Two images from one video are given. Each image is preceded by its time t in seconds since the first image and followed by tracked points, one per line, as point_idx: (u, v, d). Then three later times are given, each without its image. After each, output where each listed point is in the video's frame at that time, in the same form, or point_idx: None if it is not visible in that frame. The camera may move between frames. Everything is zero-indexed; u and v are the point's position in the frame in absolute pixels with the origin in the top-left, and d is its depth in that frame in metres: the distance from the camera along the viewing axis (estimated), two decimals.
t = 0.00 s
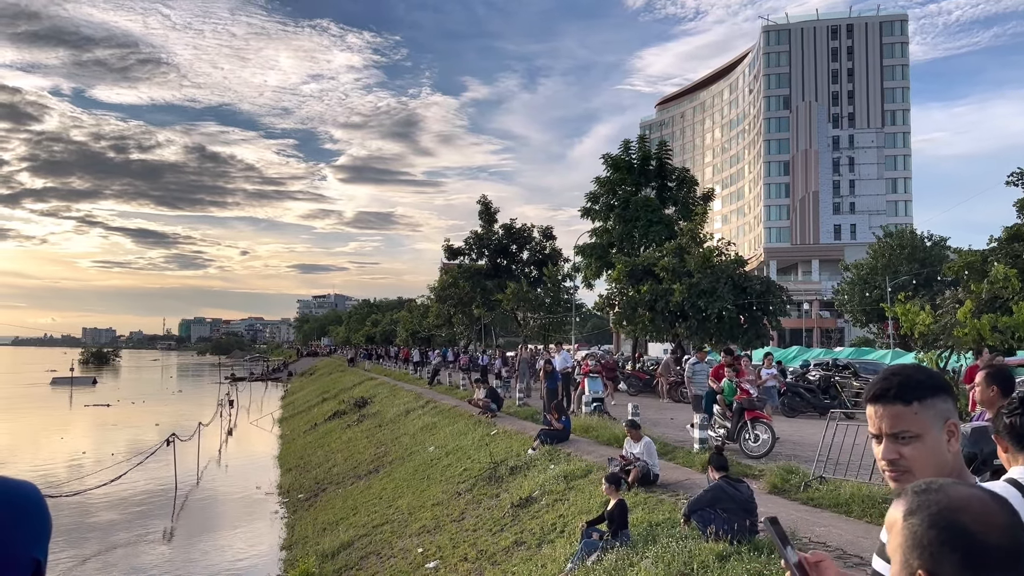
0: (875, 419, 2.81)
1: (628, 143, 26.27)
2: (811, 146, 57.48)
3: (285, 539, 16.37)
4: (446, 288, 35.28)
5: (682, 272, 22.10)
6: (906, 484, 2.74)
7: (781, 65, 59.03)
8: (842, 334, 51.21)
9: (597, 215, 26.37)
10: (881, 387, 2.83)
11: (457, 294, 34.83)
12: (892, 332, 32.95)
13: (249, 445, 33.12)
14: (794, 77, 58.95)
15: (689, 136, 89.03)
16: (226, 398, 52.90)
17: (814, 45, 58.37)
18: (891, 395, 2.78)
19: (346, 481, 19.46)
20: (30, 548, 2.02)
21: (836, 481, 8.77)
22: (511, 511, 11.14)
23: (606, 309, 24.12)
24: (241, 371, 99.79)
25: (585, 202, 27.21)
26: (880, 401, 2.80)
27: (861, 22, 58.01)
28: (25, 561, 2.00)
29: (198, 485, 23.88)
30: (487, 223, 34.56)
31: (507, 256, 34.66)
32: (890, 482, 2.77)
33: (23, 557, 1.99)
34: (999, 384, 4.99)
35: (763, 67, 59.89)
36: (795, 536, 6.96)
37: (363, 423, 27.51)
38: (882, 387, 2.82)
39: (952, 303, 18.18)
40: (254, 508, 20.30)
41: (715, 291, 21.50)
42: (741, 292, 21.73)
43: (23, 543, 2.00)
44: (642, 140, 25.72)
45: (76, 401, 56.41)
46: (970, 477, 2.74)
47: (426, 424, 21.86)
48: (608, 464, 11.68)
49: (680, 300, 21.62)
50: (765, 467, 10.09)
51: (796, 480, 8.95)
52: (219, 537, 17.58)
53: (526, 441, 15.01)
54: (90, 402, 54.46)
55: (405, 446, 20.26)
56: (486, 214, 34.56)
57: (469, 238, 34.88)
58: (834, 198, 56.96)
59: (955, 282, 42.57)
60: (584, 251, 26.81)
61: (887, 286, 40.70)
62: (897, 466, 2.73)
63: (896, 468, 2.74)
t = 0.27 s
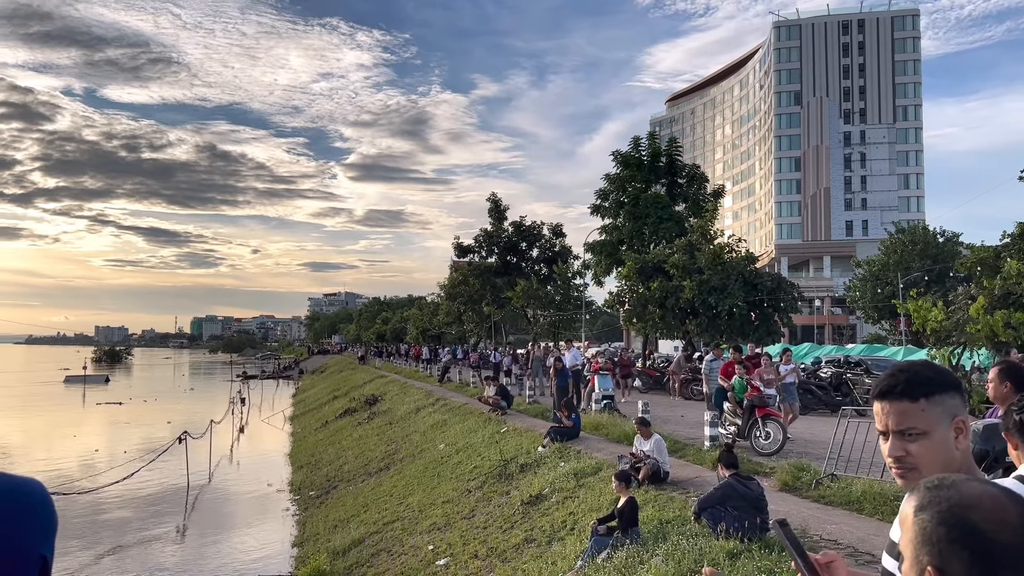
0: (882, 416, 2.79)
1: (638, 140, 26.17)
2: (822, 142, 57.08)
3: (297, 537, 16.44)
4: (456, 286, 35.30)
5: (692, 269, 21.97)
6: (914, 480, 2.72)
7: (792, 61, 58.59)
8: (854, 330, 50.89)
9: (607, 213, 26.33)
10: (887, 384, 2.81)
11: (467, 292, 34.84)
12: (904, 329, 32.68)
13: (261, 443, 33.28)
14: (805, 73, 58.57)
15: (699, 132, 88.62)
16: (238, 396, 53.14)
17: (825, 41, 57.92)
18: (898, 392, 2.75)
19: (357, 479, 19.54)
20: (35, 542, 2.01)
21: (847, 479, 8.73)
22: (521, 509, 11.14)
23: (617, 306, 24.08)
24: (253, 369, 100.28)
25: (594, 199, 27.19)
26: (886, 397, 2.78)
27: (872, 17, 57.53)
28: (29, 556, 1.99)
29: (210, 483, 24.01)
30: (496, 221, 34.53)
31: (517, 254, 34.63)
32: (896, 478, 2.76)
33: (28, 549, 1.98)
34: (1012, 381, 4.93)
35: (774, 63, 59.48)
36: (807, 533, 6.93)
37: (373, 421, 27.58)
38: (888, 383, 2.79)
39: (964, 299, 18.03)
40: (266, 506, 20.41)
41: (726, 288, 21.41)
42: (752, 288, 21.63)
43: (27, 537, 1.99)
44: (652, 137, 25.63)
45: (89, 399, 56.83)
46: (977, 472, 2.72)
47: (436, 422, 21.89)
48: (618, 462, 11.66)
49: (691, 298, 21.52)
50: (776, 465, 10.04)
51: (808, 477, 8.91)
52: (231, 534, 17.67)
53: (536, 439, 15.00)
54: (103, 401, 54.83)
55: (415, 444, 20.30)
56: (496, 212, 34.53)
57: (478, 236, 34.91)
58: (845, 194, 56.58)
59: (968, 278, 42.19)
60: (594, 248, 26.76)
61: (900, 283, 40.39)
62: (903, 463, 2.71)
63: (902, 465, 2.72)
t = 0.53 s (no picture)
0: (892, 410, 2.76)
1: (652, 135, 26.04)
2: (838, 136, 56.53)
3: (312, 532, 16.53)
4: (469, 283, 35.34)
5: (707, 264, 21.83)
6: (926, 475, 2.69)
7: (807, 55, 58.00)
8: (871, 326, 50.44)
9: (621, 208, 26.23)
10: (899, 378, 2.78)
11: (481, 288, 34.86)
12: (921, 324, 32.39)
13: (276, 439, 33.51)
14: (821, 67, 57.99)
15: (713, 127, 88.04)
16: (254, 392, 53.52)
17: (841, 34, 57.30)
18: (909, 385, 2.72)
19: (372, 475, 19.62)
20: (59, 533, 1.98)
21: (863, 475, 8.64)
22: (536, 504, 11.14)
23: (630, 302, 24.01)
24: (269, 366, 100.95)
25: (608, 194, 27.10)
26: (897, 391, 2.75)
27: (888, 10, 56.86)
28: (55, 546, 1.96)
29: (226, 479, 24.20)
30: (510, 217, 34.50)
31: (530, 250, 34.58)
32: (908, 473, 2.72)
33: (55, 542, 1.96)
34: None
35: (788, 57, 58.91)
36: (822, 530, 6.88)
37: (387, 417, 27.67)
38: (898, 377, 2.77)
39: (981, 294, 17.83)
40: (282, 501, 20.55)
41: (741, 284, 21.29)
42: (767, 284, 21.50)
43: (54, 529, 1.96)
44: (666, 132, 25.49)
45: (107, 396, 57.39)
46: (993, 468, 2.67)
47: (450, 418, 21.93)
48: (632, 458, 11.62)
49: (705, 293, 21.40)
50: (791, 461, 9.98)
51: (824, 474, 8.84)
52: (248, 529, 17.79)
53: (550, 435, 14.99)
54: (121, 397, 55.38)
55: (430, 440, 20.36)
56: (509, 208, 34.49)
57: (492, 232, 34.88)
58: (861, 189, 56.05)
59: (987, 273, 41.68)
60: (607, 244, 26.69)
61: (916, 277, 39.96)
62: (915, 458, 2.69)
63: (914, 459, 2.69)
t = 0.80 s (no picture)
0: (909, 399, 2.74)
1: (671, 129, 25.89)
2: (859, 129, 55.81)
3: (333, 526, 16.69)
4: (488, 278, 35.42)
5: (726, 259, 21.68)
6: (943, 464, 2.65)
7: (828, 47, 57.24)
8: (893, 321, 49.87)
9: (639, 203, 26.14)
10: (915, 366, 2.76)
11: (499, 284, 34.92)
12: (944, 319, 31.98)
13: (297, 434, 33.84)
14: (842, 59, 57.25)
15: (733, 121, 87.32)
16: (275, 387, 54.06)
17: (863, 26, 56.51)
18: (925, 374, 2.70)
19: (392, 469, 19.76)
20: (80, 514, 2.11)
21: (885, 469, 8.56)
22: (554, 498, 11.16)
23: (649, 296, 23.96)
24: (289, 361, 101.83)
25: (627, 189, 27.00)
26: (913, 380, 2.73)
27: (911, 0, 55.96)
28: (76, 528, 2.09)
29: (248, 473, 24.49)
30: (528, 212, 34.47)
31: (549, 246, 34.55)
32: (925, 462, 2.69)
33: (75, 523, 2.08)
34: None
35: (809, 49, 58.18)
36: (842, 524, 6.82)
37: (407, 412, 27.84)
38: (915, 366, 2.75)
39: (1006, 288, 17.54)
40: (304, 495, 20.77)
41: (761, 278, 21.16)
42: (787, 278, 21.32)
43: (76, 512, 2.10)
44: (685, 126, 25.33)
45: (132, 391, 58.22)
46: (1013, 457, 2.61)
47: (468, 413, 22.02)
48: (650, 453, 11.60)
49: (725, 288, 21.27)
50: (811, 456, 9.90)
51: (844, 468, 8.76)
52: (270, 523, 18.00)
53: (569, 429, 15.00)
54: (145, 393, 56.15)
55: (449, 434, 20.45)
56: (527, 204, 34.47)
57: (510, 228, 34.90)
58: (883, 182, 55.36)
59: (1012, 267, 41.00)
60: (626, 239, 26.60)
61: (939, 271, 39.42)
62: (932, 447, 2.65)
63: (931, 448, 2.66)
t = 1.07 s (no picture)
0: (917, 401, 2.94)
1: (695, 122, 25.63)
2: (887, 120, 54.82)
3: (358, 518, 16.84)
4: (511, 272, 35.44)
5: (751, 252, 21.43)
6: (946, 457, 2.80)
7: (855, 37, 56.15)
8: (921, 314, 49.07)
9: (663, 196, 25.95)
10: (917, 368, 2.96)
11: (522, 278, 34.91)
12: (973, 312, 31.36)
13: (323, 427, 34.20)
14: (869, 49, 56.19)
15: (758, 113, 86.30)
16: (301, 381, 54.65)
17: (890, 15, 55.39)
18: (919, 375, 2.93)
19: (416, 462, 19.88)
20: (105, 507, 2.16)
21: (911, 463, 8.42)
22: (577, 492, 11.16)
23: (673, 290, 23.80)
24: (316, 356, 102.79)
25: (650, 182, 26.81)
26: (913, 382, 2.98)
27: None
28: (101, 520, 2.14)
29: (275, 466, 24.80)
30: (551, 206, 34.35)
31: (571, 240, 34.41)
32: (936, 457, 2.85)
33: (100, 515, 2.13)
34: None
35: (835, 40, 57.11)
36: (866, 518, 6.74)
37: (430, 406, 27.99)
38: (916, 370, 2.96)
39: None
40: (329, 488, 20.98)
41: (786, 272, 20.85)
42: (813, 272, 21.01)
43: (101, 504, 2.15)
44: (710, 118, 25.05)
45: (161, 386, 59.14)
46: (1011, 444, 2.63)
47: (491, 406, 22.08)
48: (673, 447, 11.54)
49: (749, 282, 21.02)
50: (836, 449, 9.79)
51: (869, 462, 8.65)
52: (296, 515, 18.22)
53: (591, 423, 14.99)
54: (174, 387, 57.08)
55: (472, 428, 20.51)
56: (550, 198, 34.35)
57: (533, 222, 34.81)
58: (911, 174, 54.41)
59: None
60: (649, 232, 26.43)
61: (968, 264, 38.67)
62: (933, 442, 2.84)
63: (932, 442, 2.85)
